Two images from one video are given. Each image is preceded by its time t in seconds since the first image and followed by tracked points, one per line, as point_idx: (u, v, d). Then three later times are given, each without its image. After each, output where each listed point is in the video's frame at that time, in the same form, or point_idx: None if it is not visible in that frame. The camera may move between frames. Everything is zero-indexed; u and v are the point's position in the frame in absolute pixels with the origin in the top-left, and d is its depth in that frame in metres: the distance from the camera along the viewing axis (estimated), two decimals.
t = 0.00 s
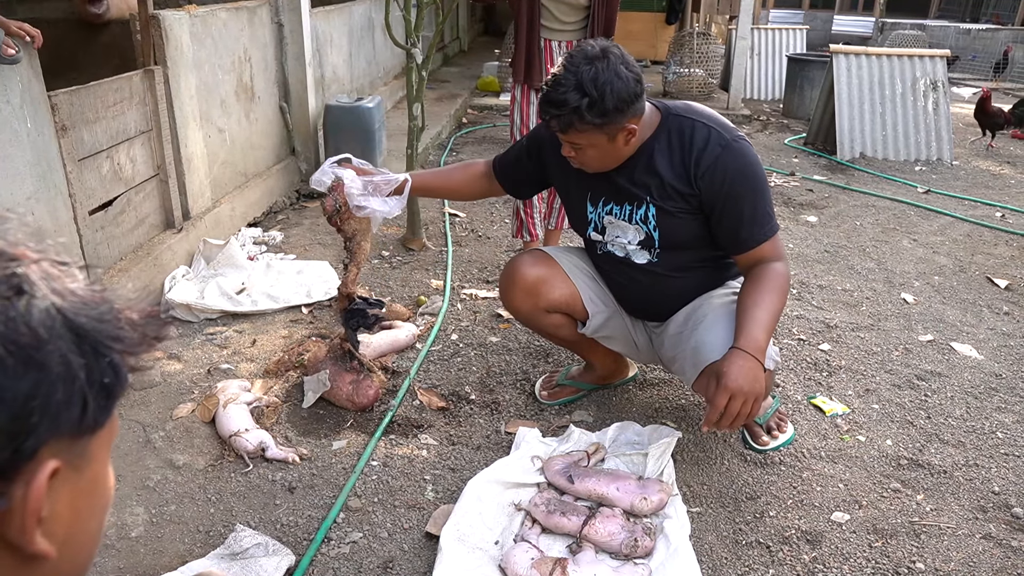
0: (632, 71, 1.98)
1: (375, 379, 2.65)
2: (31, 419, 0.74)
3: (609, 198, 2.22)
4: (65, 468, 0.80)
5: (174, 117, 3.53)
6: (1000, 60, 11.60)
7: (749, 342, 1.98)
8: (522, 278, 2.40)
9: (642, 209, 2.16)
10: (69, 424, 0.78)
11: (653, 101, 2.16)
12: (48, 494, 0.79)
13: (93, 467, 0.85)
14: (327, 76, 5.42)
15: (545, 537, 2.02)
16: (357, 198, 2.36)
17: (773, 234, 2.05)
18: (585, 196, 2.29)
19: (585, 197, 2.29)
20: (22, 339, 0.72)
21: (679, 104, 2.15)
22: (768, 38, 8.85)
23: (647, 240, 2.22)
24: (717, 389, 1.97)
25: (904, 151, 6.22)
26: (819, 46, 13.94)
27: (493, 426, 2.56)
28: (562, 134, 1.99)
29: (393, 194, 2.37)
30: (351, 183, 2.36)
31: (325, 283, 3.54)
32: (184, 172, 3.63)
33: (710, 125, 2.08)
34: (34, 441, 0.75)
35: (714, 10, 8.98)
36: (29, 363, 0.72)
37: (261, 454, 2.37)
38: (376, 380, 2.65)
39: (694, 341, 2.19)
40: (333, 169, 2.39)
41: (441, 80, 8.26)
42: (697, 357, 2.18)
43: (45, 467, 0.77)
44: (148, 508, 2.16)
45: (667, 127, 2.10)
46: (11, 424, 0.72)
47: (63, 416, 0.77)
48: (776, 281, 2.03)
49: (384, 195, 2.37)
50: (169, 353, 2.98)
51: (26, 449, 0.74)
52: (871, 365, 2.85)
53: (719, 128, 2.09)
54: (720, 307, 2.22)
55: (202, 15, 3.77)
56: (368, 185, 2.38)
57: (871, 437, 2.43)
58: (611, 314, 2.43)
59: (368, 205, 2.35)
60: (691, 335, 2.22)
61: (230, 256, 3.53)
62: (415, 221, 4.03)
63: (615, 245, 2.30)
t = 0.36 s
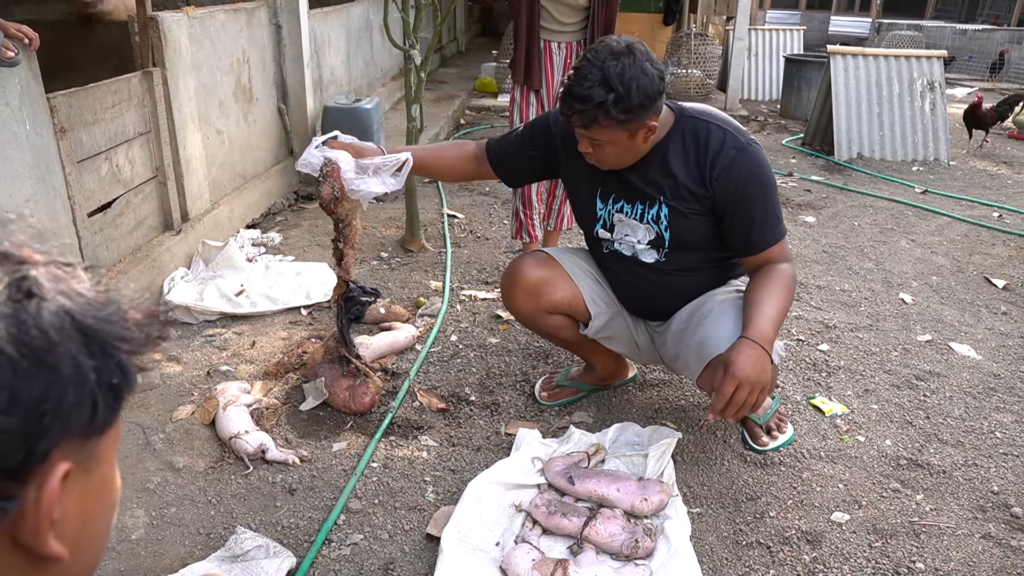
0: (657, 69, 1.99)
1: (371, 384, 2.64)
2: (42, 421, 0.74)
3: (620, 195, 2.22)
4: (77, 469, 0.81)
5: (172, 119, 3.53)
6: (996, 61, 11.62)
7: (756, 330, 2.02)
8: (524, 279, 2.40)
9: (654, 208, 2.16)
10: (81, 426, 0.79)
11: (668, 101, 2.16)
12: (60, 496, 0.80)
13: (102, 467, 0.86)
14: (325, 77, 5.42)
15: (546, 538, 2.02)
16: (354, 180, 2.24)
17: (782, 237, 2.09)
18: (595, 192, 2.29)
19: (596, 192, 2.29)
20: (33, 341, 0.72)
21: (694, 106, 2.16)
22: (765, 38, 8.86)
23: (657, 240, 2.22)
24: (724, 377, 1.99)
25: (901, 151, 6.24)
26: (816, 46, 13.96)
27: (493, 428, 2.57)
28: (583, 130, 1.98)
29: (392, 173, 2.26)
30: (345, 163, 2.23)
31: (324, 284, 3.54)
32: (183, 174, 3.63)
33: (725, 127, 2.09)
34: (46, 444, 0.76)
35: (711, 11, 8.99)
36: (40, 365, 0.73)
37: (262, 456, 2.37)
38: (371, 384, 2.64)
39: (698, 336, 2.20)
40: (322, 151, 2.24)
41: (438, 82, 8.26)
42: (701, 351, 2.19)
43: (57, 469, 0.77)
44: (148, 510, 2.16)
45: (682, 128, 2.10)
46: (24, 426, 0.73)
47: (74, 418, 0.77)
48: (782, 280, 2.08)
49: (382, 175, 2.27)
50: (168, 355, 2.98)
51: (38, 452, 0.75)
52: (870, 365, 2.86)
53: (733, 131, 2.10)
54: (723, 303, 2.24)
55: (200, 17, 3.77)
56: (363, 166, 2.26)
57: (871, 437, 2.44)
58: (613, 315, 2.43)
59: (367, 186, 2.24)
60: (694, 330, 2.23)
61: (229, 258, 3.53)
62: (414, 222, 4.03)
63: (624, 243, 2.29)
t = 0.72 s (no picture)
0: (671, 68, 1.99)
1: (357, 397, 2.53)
2: (39, 426, 0.74)
3: (625, 195, 2.23)
4: (70, 472, 0.81)
5: (168, 120, 3.53)
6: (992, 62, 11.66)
7: (763, 318, 2.04)
8: (523, 283, 2.40)
9: (661, 208, 2.18)
10: (75, 430, 0.79)
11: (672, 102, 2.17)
12: (54, 499, 0.80)
13: (95, 469, 0.86)
14: (321, 78, 5.42)
15: (542, 538, 2.02)
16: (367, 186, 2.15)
17: (784, 237, 2.10)
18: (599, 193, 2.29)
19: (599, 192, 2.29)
20: (30, 346, 0.73)
21: (698, 107, 2.17)
22: (760, 38, 8.88)
23: (662, 240, 2.24)
24: (731, 362, 2.00)
25: (896, 150, 6.26)
26: (811, 46, 13.98)
27: (489, 428, 2.57)
28: (596, 128, 1.97)
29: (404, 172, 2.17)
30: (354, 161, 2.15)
31: (320, 285, 3.53)
32: (179, 175, 3.63)
33: (730, 128, 2.11)
34: (42, 449, 0.76)
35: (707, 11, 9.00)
36: (36, 370, 0.73)
37: (258, 457, 2.37)
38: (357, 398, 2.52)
39: (700, 327, 2.21)
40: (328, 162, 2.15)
41: (434, 82, 8.26)
42: (703, 341, 2.20)
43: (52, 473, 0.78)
44: (144, 512, 2.16)
45: (688, 128, 2.11)
46: (20, 433, 0.73)
47: (69, 422, 0.78)
48: (787, 273, 2.11)
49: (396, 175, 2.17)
50: (164, 357, 2.97)
51: (34, 456, 0.75)
52: (865, 364, 2.87)
53: (739, 132, 2.11)
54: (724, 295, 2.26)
55: (195, 17, 3.77)
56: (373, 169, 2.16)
57: (866, 436, 2.45)
58: (614, 314, 2.44)
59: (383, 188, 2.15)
60: (696, 322, 2.24)
61: (224, 259, 3.52)
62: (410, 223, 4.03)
63: (628, 243, 2.30)
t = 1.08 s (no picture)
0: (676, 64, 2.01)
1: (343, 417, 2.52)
2: (34, 426, 0.74)
3: (626, 200, 2.22)
4: (65, 473, 0.81)
5: (162, 121, 3.52)
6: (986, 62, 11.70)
7: (776, 289, 2.11)
8: (523, 292, 2.39)
9: (665, 208, 2.19)
10: (70, 430, 0.79)
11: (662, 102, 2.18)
12: (49, 499, 0.80)
13: (89, 470, 0.86)
14: (315, 78, 5.41)
15: (536, 538, 2.03)
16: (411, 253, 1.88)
17: (782, 227, 2.18)
18: (596, 200, 2.27)
19: (596, 199, 2.27)
20: (24, 346, 0.73)
21: (688, 105, 2.19)
22: (755, 37, 8.90)
23: (665, 239, 2.25)
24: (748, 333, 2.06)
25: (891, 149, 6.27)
26: (806, 46, 14.01)
27: (484, 428, 2.57)
28: (618, 132, 1.94)
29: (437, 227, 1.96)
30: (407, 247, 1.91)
31: (316, 286, 3.53)
32: (173, 176, 3.62)
33: (725, 125, 2.14)
34: (37, 449, 0.76)
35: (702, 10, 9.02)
36: (32, 371, 0.73)
37: (252, 458, 2.37)
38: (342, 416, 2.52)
39: (708, 304, 2.25)
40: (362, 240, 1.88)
41: (429, 82, 8.26)
42: (712, 318, 2.24)
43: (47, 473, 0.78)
44: (138, 513, 2.16)
45: (685, 127, 2.12)
46: (16, 433, 0.73)
47: (63, 423, 0.78)
48: (790, 251, 2.20)
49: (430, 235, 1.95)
50: (158, 358, 2.97)
51: (29, 457, 0.75)
52: (858, 363, 2.88)
53: (732, 128, 2.15)
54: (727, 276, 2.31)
55: (189, 18, 3.76)
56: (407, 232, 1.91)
57: (859, 435, 2.46)
58: (613, 316, 2.44)
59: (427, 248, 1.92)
60: (702, 300, 2.28)
61: (219, 260, 3.52)
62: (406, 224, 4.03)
63: (629, 245, 2.29)
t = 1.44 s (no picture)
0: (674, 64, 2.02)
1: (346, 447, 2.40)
2: (31, 424, 0.74)
3: (632, 207, 2.23)
4: (61, 470, 0.81)
5: (159, 121, 3.52)
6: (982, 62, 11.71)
7: (795, 252, 2.17)
8: (535, 308, 2.32)
9: (673, 207, 2.23)
10: (66, 428, 0.79)
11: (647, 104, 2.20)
12: (45, 496, 0.80)
13: (85, 468, 0.86)
14: (313, 78, 5.41)
15: (534, 538, 2.02)
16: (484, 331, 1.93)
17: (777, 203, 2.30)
18: (600, 211, 2.25)
19: (599, 211, 2.25)
20: (19, 343, 0.73)
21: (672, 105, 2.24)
22: (752, 37, 8.91)
23: (674, 238, 2.29)
24: (777, 292, 2.08)
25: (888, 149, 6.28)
26: (804, 45, 14.03)
27: (482, 428, 2.57)
28: (631, 140, 1.93)
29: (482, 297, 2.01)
30: (470, 322, 1.89)
31: (313, 286, 3.53)
32: (170, 176, 3.62)
33: (714, 118, 2.21)
34: (33, 446, 0.76)
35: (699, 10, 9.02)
36: (28, 368, 0.73)
37: (250, 458, 2.36)
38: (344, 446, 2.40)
39: (724, 274, 2.28)
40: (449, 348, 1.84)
41: (427, 81, 8.26)
42: (728, 285, 2.26)
43: (44, 469, 0.78)
44: (136, 513, 2.16)
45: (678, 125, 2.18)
46: (12, 430, 0.73)
47: (60, 421, 0.77)
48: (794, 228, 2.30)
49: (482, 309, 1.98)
50: (156, 358, 2.96)
51: (25, 453, 0.75)
52: (856, 362, 2.88)
53: (719, 119, 2.23)
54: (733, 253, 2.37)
55: (187, 18, 3.76)
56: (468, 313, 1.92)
57: (857, 434, 2.46)
58: (622, 319, 2.44)
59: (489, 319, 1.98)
60: (716, 271, 2.31)
61: (216, 260, 3.51)
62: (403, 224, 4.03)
63: (638, 249, 2.30)
